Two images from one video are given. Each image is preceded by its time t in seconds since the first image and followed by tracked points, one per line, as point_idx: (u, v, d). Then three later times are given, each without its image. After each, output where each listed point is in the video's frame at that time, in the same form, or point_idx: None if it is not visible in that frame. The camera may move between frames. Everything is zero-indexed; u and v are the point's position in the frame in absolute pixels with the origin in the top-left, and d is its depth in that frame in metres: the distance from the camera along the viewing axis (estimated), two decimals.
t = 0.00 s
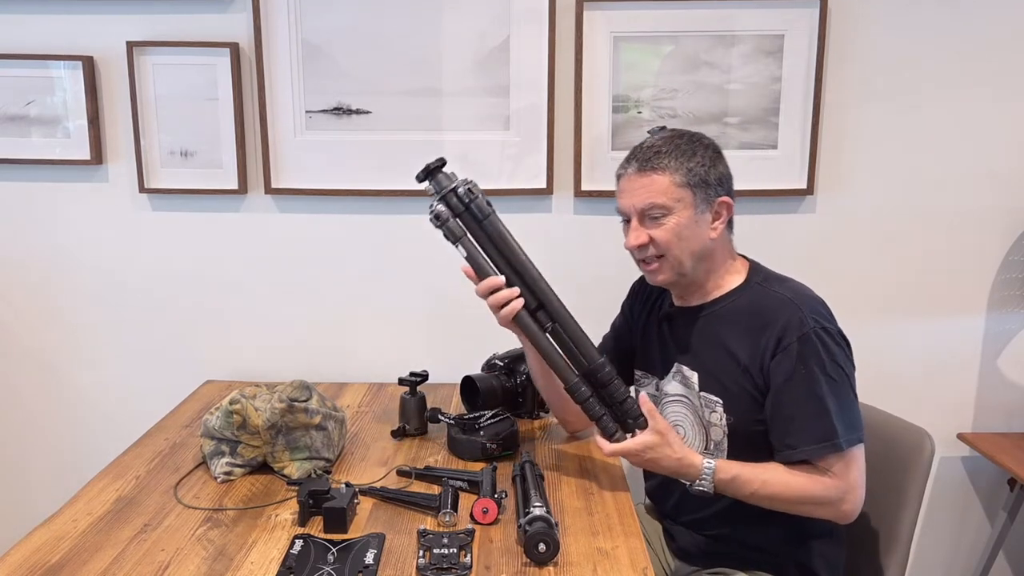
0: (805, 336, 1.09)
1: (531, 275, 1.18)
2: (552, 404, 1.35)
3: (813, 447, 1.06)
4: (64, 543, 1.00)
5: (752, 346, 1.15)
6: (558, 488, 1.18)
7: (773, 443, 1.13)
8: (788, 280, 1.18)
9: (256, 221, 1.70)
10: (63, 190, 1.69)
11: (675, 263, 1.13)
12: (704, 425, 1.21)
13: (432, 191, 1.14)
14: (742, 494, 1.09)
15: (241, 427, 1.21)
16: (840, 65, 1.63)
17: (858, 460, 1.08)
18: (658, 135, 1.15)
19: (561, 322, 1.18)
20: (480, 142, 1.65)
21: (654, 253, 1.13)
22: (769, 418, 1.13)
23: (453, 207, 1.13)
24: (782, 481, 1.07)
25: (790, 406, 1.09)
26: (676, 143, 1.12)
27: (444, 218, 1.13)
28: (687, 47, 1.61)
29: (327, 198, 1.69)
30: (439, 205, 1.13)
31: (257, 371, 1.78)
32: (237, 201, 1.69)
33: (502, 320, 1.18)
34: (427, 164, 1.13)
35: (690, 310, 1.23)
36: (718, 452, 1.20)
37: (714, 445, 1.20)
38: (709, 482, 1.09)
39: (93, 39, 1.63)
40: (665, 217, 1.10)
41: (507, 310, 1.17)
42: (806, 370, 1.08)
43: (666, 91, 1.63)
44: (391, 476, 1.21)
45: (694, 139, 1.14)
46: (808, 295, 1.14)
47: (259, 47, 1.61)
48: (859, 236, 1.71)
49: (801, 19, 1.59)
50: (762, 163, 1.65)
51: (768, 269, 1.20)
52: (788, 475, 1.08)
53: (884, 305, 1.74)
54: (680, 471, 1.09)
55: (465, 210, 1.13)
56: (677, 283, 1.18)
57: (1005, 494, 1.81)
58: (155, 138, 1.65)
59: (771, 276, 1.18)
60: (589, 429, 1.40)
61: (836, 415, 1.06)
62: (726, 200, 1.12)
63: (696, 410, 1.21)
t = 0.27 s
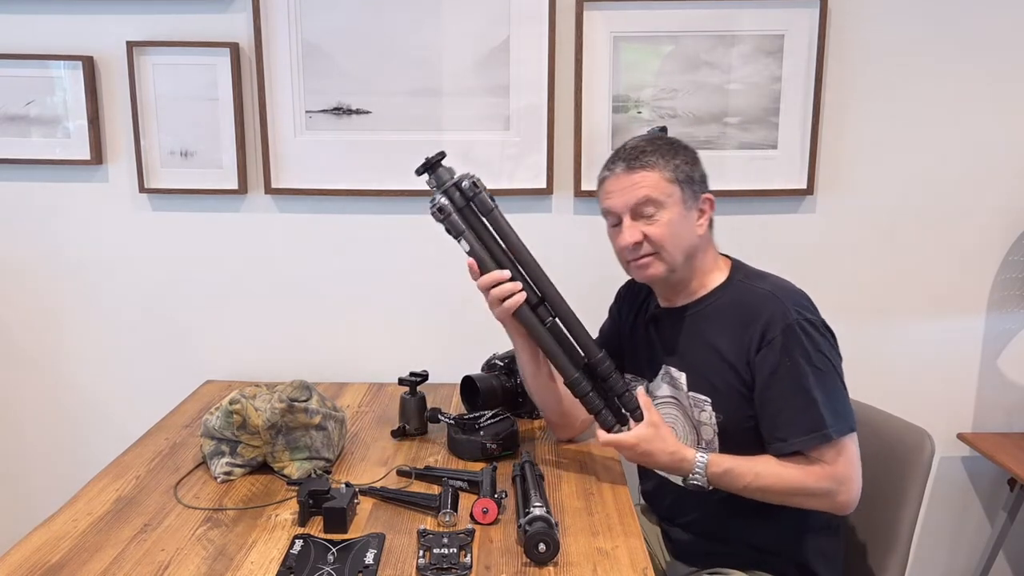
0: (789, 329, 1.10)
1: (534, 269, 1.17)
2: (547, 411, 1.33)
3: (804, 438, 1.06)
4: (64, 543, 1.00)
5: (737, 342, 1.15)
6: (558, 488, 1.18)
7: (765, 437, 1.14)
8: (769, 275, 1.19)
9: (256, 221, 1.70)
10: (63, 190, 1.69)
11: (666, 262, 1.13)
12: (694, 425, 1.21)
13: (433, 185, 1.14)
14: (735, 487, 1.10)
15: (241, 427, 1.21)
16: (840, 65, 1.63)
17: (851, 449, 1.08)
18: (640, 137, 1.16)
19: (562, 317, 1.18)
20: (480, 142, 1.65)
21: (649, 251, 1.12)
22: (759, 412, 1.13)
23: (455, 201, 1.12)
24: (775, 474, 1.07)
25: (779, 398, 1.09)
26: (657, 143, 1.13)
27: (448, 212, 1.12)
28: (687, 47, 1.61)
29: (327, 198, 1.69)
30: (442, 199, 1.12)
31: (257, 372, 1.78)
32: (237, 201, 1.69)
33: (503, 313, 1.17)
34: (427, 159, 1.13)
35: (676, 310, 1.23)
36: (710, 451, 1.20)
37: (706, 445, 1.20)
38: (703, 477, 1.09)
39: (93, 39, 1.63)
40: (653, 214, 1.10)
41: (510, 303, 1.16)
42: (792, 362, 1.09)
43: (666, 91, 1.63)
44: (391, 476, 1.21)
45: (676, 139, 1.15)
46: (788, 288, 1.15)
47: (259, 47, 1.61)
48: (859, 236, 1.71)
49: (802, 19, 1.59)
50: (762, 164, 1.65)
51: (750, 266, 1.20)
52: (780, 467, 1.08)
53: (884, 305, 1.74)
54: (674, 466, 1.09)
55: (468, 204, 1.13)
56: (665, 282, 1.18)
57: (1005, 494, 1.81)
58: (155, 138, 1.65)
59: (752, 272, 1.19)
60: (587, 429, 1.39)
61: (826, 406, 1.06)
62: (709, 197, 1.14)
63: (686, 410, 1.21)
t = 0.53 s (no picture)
0: (772, 325, 1.10)
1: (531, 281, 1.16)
2: (542, 413, 1.33)
3: (797, 432, 1.07)
4: (64, 543, 1.00)
5: (720, 340, 1.15)
6: (558, 487, 1.18)
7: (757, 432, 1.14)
8: (750, 273, 1.19)
9: (256, 222, 1.70)
10: (63, 190, 1.69)
11: (644, 264, 1.13)
12: (681, 422, 1.21)
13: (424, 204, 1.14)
14: (741, 484, 1.10)
15: (241, 427, 1.21)
16: (840, 65, 1.63)
17: (848, 437, 1.09)
18: (618, 141, 1.17)
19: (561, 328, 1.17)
20: (480, 142, 1.65)
21: (626, 254, 1.12)
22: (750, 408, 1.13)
23: (447, 217, 1.13)
24: (781, 467, 1.07)
25: (768, 394, 1.09)
26: (636, 146, 1.13)
27: (440, 228, 1.13)
28: (687, 47, 1.61)
29: (327, 198, 1.69)
30: (434, 216, 1.13)
31: (258, 372, 1.78)
32: (237, 201, 1.69)
33: (498, 322, 1.16)
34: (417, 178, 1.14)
35: (658, 310, 1.23)
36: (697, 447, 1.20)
37: (693, 441, 1.21)
38: (709, 477, 1.09)
39: (93, 39, 1.63)
40: (632, 216, 1.11)
41: (505, 314, 1.15)
42: (778, 357, 1.09)
43: (666, 91, 1.63)
44: (391, 476, 1.21)
45: (654, 143, 1.15)
46: (770, 285, 1.15)
47: (259, 47, 1.61)
48: (858, 236, 1.71)
49: (802, 19, 1.59)
50: (762, 164, 1.65)
51: (732, 265, 1.21)
52: (784, 460, 1.08)
53: (884, 305, 1.74)
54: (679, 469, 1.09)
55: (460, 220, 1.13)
56: (647, 282, 1.18)
57: (1005, 494, 1.81)
58: (155, 138, 1.65)
59: (734, 271, 1.19)
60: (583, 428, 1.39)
61: (816, 398, 1.07)
62: (687, 199, 1.15)
63: (671, 408, 1.21)
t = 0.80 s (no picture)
0: (764, 324, 1.10)
1: (535, 285, 1.16)
2: (540, 413, 1.33)
3: (787, 430, 1.07)
4: (64, 543, 1.00)
5: (713, 338, 1.15)
6: (558, 487, 1.18)
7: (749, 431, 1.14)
8: (744, 272, 1.19)
9: (256, 221, 1.70)
10: (63, 190, 1.69)
11: (634, 266, 1.13)
12: (676, 421, 1.21)
13: (431, 205, 1.12)
14: (731, 477, 1.10)
15: (241, 427, 1.21)
16: (840, 65, 1.63)
17: (841, 435, 1.09)
18: (612, 143, 1.17)
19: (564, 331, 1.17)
20: (480, 142, 1.65)
21: (615, 256, 1.13)
22: (742, 407, 1.13)
23: (455, 221, 1.12)
24: (772, 460, 1.08)
25: (760, 392, 1.10)
26: (627, 150, 1.13)
27: (449, 231, 1.11)
28: (687, 47, 1.61)
29: (327, 198, 1.69)
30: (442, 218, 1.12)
31: (258, 372, 1.78)
32: (237, 201, 1.69)
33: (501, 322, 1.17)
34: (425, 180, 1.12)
35: (651, 310, 1.23)
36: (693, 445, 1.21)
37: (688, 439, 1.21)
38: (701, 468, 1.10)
39: (93, 39, 1.63)
40: (621, 219, 1.11)
41: (508, 313, 1.15)
42: (769, 356, 1.09)
43: (667, 91, 1.63)
44: (391, 476, 1.21)
45: (648, 145, 1.15)
46: (763, 284, 1.15)
47: (259, 47, 1.61)
48: (858, 236, 1.71)
49: (802, 19, 1.59)
50: (762, 164, 1.65)
51: (724, 264, 1.21)
52: (776, 453, 1.08)
53: (884, 305, 1.74)
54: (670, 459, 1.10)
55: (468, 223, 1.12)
56: (638, 284, 1.18)
57: (1005, 494, 1.81)
58: (155, 138, 1.65)
59: (727, 270, 1.19)
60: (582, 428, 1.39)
61: (806, 398, 1.07)
62: (679, 202, 1.15)
63: (667, 407, 1.21)
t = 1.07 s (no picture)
0: (768, 322, 1.10)
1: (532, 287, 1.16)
2: (541, 412, 1.33)
3: (787, 428, 1.08)
4: (64, 543, 1.00)
5: (716, 337, 1.15)
6: (558, 487, 1.18)
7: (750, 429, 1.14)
8: (746, 270, 1.19)
9: (256, 221, 1.70)
10: (63, 190, 1.69)
11: (632, 268, 1.14)
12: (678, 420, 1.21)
13: (424, 210, 1.11)
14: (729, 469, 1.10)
15: (241, 427, 1.21)
16: (840, 65, 1.63)
17: (840, 434, 1.09)
18: (612, 145, 1.17)
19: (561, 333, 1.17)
20: (480, 142, 1.65)
21: (613, 257, 1.13)
22: (743, 405, 1.14)
23: (449, 226, 1.11)
24: (770, 452, 1.08)
25: (762, 390, 1.10)
26: (627, 151, 1.13)
27: (442, 237, 1.11)
28: (687, 47, 1.61)
29: (327, 198, 1.69)
30: (435, 225, 1.10)
31: (258, 372, 1.78)
32: (237, 201, 1.69)
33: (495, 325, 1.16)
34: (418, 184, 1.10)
35: (654, 310, 1.23)
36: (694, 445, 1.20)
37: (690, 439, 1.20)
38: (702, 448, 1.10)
39: (93, 39, 1.63)
40: (618, 220, 1.11)
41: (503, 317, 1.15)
42: (772, 354, 1.09)
43: (667, 91, 1.63)
44: (391, 476, 1.21)
45: (648, 147, 1.15)
46: (765, 283, 1.15)
47: (259, 47, 1.61)
48: (858, 236, 1.71)
49: (802, 18, 1.59)
50: (762, 163, 1.65)
51: (727, 263, 1.21)
52: (774, 446, 1.09)
53: (884, 305, 1.74)
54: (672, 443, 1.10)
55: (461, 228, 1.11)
56: (637, 285, 1.18)
57: (1005, 494, 1.81)
58: (155, 138, 1.65)
59: (730, 269, 1.19)
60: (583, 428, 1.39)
61: (807, 396, 1.07)
62: (678, 204, 1.14)
63: (669, 406, 1.21)
